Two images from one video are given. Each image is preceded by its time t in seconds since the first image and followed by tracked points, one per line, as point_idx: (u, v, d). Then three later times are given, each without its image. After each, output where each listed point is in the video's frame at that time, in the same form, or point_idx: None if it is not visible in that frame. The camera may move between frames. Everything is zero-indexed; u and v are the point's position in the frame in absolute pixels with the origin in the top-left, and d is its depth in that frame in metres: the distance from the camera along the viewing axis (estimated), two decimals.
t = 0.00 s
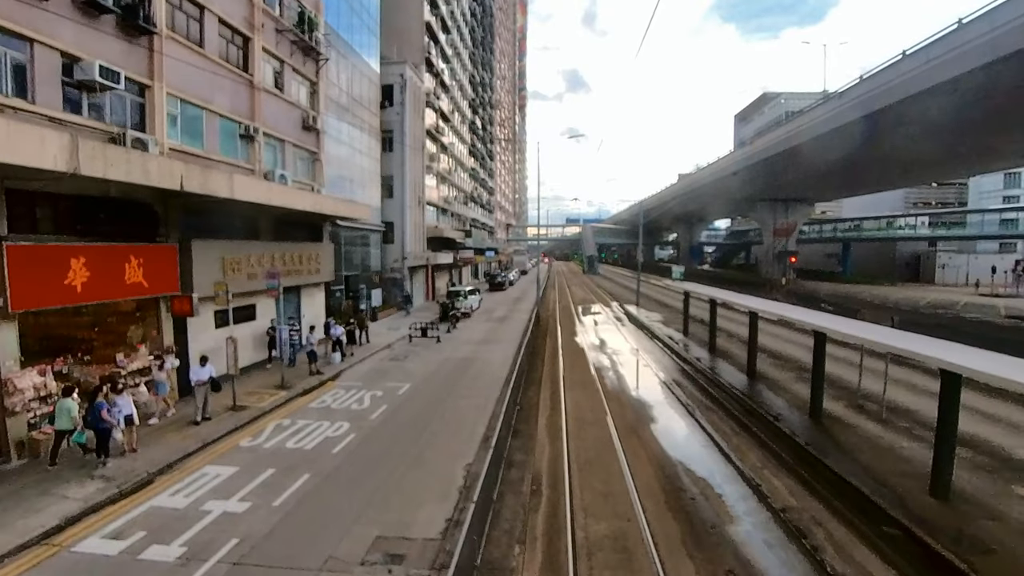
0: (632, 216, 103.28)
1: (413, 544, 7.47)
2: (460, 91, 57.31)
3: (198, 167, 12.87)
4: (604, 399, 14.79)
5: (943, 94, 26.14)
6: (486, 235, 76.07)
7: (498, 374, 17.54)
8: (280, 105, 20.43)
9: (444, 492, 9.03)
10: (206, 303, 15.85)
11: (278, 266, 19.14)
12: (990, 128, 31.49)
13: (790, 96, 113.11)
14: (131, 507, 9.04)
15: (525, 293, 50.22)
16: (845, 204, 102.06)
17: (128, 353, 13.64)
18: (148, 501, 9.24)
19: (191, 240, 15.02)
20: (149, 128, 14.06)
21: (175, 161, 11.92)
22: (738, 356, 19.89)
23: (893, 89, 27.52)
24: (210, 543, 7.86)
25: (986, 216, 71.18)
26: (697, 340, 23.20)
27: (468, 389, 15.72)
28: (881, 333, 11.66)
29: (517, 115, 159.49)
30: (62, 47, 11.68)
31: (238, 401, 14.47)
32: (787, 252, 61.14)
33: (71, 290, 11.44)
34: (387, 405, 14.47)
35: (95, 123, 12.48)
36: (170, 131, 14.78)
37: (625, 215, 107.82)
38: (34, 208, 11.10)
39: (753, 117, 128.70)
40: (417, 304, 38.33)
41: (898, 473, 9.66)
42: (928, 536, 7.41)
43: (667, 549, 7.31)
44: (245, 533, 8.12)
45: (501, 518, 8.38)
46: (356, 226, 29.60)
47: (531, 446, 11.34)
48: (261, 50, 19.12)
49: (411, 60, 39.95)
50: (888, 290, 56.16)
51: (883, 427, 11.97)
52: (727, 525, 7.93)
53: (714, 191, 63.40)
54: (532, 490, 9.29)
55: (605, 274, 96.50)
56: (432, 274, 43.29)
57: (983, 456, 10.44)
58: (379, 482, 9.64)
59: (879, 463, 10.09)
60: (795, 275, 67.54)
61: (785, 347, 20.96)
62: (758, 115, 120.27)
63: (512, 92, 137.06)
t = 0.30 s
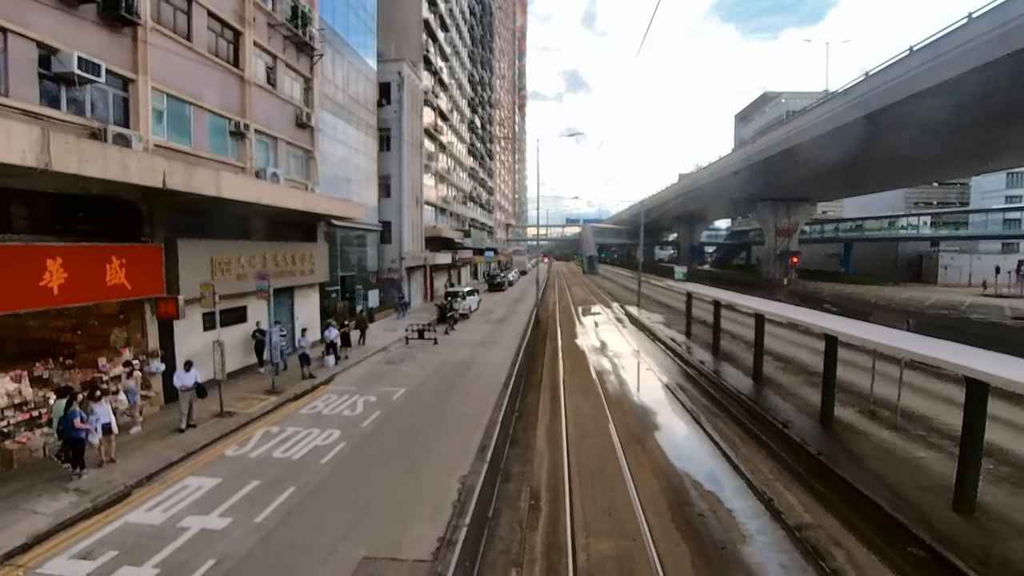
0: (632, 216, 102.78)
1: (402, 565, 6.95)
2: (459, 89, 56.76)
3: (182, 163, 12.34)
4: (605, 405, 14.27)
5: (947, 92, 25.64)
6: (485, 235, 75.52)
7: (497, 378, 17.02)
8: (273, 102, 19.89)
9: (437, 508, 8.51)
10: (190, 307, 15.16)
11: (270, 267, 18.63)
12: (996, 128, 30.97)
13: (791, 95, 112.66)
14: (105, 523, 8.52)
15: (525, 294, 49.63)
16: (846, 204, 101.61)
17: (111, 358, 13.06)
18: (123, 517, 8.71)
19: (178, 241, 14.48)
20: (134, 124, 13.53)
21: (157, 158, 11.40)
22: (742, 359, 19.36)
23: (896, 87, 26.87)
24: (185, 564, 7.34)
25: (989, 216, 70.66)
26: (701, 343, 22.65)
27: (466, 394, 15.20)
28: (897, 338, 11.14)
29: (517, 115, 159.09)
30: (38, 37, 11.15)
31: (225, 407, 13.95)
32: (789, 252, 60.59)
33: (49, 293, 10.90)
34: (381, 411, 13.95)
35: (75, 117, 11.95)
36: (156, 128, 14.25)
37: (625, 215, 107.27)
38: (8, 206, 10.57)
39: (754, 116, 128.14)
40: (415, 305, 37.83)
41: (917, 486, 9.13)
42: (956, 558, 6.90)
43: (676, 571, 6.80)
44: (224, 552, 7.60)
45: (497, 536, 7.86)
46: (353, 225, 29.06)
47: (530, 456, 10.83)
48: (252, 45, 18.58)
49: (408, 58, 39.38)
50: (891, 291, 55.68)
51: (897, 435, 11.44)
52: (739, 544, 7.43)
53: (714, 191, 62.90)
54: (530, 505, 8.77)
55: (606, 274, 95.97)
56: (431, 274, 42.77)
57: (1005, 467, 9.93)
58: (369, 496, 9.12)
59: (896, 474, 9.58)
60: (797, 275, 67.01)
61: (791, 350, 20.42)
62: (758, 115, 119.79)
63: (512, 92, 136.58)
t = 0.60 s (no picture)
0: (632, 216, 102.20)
1: None
2: (458, 88, 56.15)
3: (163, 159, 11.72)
4: (607, 412, 13.68)
5: (954, 91, 25.06)
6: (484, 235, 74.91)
7: (495, 383, 16.40)
8: (263, 98, 19.26)
9: (428, 527, 7.91)
10: (171, 311, 14.50)
11: (260, 268, 18.01)
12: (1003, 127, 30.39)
13: (792, 95, 112.16)
14: (69, 545, 7.90)
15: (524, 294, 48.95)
16: (847, 204, 101.08)
17: (90, 363, 12.37)
18: (91, 537, 8.09)
19: (161, 241, 13.84)
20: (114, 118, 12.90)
21: (134, 153, 10.79)
22: (749, 363, 18.73)
23: (904, 84, 26.07)
24: None
25: (993, 216, 70.09)
26: (705, 346, 22.01)
27: (462, 401, 14.59)
28: (917, 343, 10.53)
29: (517, 115, 158.49)
30: (8, 25, 10.51)
31: (210, 414, 13.33)
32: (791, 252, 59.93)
33: (19, 296, 10.29)
34: (373, 419, 13.33)
35: (48, 110, 11.32)
36: (139, 123, 13.61)
37: (625, 215, 106.71)
38: None
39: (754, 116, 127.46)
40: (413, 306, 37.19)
41: (943, 503, 8.54)
42: None
43: None
44: None
45: (493, 561, 7.26)
46: (348, 225, 28.41)
47: (528, 468, 10.23)
48: (242, 38, 17.95)
49: (406, 55, 38.75)
50: (895, 291, 55.07)
51: (916, 446, 10.84)
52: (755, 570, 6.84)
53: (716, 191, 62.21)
54: (528, 524, 8.17)
55: (606, 274, 95.37)
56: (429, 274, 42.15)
57: None
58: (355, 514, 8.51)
59: (919, 490, 8.98)
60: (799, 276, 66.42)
61: (798, 353, 19.80)
62: (759, 114, 119.27)
63: (512, 91, 135.96)
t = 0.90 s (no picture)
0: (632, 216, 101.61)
1: None
2: (457, 86, 55.51)
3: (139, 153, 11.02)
4: (610, 420, 13.02)
5: (963, 87, 24.38)
6: (483, 235, 74.28)
7: (492, 389, 15.73)
8: (252, 92, 18.56)
9: (415, 553, 7.25)
10: (150, 313, 13.78)
11: (249, 269, 17.34)
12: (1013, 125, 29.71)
13: (793, 94, 111.60)
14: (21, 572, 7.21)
15: (523, 295, 48.27)
16: (849, 204, 100.46)
17: (63, 371, 11.70)
18: (47, 564, 7.42)
19: (140, 240, 13.13)
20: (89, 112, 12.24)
21: (105, 147, 10.11)
22: (756, 367, 18.06)
23: (911, 80, 25.28)
24: None
25: (997, 216, 69.44)
26: (710, 348, 21.33)
27: (458, 408, 13.90)
28: (943, 351, 9.85)
29: (517, 115, 157.92)
30: None
31: (192, 423, 12.66)
32: (794, 252, 59.25)
33: None
34: (363, 428, 12.66)
35: (15, 102, 10.64)
36: (117, 117, 12.94)
37: (625, 215, 106.18)
38: None
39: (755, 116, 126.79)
40: (410, 307, 36.51)
41: (976, 525, 7.88)
42: None
43: None
44: None
45: None
46: (343, 224, 27.77)
47: (526, 484, 9.56)
48: (229, 30, 17.25)
49: (404, 52, 38.08)
50: (899, 292, 54.41)
51: (940, 459, 10.17)
52: None
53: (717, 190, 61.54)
54: (526, 550, 7.51)
55: (606, 274, 94.80)
56: (427, 275, 41.47)
57: None
58: (338, 537, 7.83)
59: (949, 510, 8.30)
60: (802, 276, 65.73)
61: (807, 359, 19.09)
62: (760, 114, 118.89)
63: (511, 91, 135.63)
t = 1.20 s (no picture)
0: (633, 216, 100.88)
1: None
2: (455, 83, 54.74)
3: (108, 146, 10.25)
4: (614, 431, 12.28)
5: (975, 83, 23.51)
6: (483, 235, 73.53)
7: (488, 395, 14.95)
8: (239, 85, 17.76)
9: None
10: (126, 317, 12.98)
11: (235, 270, 16.56)
12: None
13: (794, 93, 110.86)
14: None
15: (523, 296, 47.44)
16: (851, 203, 99.72)
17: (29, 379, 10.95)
18: None
19: (113, 239, 12.29)
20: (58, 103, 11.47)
21: (68, 138, 9.34)
22: (765, 372, 17.26)
23: (922, 75, 24.25)
24: None
25: (1002, 215, 68.66)
26: (716, 352, 20.51)
27: (452, 417, 13.10)
28: (975, 359, 9.09)
29: (517, 114, 157.13)
30: None
31: (169, 434, 11.89)
32: (797, 252, 58.40)
33: None
34: (351, 439, 11.90)
35: None
36: (89, 109, 12.18)
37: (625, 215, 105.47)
38: None
39: (755, 115, 126.15)
40: (407, 308, 35.73)
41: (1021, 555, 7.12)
42: None
43: None
44: None
45: None
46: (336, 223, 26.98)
47: (524, 505, 8.81)
48: (214, 20, 16.46)
49: (400, 48, 37.25)
50: (904, 292, 53.64)
51: (972, 476, 9.41)
52: None
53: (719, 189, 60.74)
54: None
55: (606, 274, 94.14)
56: (424, 275, 40.71)
57: None
58: (315, 567, 7.06)
59: (989, 537, 7.54)
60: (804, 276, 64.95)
61: (818, 363, 18.31)
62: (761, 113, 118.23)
63: (511, 91, 135.02)
